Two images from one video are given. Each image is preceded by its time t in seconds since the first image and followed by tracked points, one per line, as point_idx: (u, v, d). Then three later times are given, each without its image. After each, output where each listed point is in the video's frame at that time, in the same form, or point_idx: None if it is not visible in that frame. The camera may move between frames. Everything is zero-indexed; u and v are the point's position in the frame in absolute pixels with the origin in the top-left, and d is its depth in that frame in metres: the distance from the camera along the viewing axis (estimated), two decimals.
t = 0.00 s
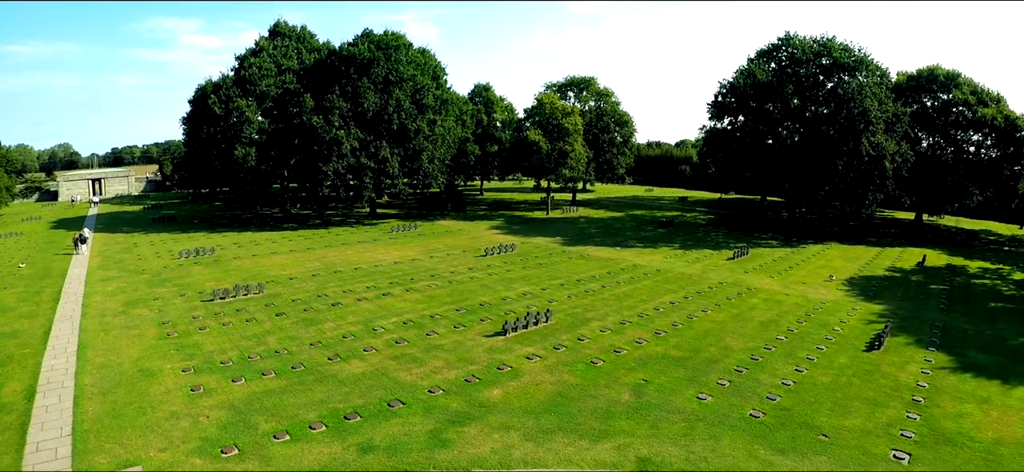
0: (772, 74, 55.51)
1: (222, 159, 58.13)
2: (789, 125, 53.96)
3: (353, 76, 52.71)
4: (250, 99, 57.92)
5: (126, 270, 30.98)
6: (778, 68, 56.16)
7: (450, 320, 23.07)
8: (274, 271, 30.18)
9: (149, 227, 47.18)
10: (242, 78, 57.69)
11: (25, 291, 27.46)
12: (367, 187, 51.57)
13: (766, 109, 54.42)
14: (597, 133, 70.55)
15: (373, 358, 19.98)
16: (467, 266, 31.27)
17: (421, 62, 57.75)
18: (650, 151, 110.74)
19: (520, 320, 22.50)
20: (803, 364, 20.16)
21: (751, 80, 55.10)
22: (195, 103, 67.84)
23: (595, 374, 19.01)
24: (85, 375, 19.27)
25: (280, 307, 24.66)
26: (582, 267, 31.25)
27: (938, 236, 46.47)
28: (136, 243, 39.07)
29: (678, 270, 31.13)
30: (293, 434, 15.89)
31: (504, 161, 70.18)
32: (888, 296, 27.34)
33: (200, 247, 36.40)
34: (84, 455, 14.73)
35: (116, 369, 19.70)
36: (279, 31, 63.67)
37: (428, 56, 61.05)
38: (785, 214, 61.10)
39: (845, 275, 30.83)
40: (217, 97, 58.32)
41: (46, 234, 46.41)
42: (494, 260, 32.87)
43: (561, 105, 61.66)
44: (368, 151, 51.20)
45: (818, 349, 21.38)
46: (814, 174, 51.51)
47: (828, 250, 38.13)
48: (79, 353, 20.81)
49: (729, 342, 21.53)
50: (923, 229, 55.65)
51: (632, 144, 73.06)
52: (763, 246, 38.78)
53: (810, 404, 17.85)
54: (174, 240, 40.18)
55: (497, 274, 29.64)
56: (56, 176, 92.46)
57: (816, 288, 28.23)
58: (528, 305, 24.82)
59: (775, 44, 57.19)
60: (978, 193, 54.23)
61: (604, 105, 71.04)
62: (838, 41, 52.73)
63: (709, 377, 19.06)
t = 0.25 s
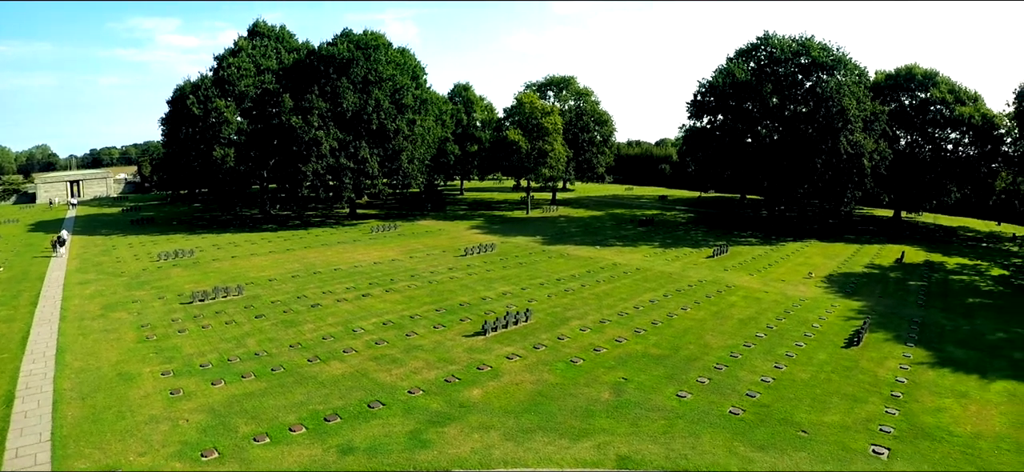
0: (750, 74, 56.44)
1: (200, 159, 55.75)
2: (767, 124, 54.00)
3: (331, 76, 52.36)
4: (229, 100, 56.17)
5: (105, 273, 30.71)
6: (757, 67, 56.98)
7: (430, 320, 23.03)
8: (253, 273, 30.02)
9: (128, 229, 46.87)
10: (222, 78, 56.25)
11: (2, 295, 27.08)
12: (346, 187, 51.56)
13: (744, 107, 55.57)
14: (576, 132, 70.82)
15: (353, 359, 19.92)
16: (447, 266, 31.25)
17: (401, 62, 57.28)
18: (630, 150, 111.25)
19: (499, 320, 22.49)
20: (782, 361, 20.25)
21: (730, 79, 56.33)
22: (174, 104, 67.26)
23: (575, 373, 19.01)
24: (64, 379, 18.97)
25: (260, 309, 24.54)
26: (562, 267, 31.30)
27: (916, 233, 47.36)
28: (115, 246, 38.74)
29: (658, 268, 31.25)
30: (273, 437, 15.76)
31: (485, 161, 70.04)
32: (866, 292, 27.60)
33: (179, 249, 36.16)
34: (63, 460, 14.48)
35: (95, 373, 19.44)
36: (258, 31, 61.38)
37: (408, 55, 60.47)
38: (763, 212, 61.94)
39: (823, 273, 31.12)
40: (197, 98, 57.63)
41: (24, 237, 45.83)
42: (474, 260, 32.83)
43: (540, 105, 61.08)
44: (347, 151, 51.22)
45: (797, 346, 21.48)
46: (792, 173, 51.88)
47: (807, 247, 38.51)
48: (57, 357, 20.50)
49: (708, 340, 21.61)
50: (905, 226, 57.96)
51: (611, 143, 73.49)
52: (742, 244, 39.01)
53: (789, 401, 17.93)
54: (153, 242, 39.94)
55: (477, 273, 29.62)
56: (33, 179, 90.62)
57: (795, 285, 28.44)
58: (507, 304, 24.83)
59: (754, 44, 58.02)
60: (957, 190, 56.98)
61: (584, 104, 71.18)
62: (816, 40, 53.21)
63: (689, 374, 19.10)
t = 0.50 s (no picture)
0: (729, 73, 56.48)
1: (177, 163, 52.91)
2: (745, 122, 54.70)
3: (310, 76, 51.92)
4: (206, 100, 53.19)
5: (82, 277, 30.41)
6: (735, 66, 57.18)
7: (409, 321, 22.98)
8: (232, 275, 29.85)
9: (106, 232, 46.44)
10: (200, 79, 53.34)
11: None
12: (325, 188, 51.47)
13: (722, 106, 55.72)
14: (555, 131, 70.76)
15: (333, 361, 19.84)
16: (426, 267, 31.18)
17: (380, 62, 56.99)
18: (610, 149, 111.61)
19: (479, 320, 22.46)
20: (761, 358, 20.33)
21: (709, 78, 56.31)
22: (150, 106, 64.02)
23: (555, 372, 19.00)
24: (42, 385, 18.59)
25: (239, 311, 24.38)
26: (541, 266, 31.32)
27: (895, 229, 48.79)
28: (93, 249, 38.42)
29: (637, 267, 31.35)
30: (253, 440, 15.59)
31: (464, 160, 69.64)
32: (844, 289, 27.87)
33: (157, 252, 35.90)
34: (41, 467, 14.17)
35: (73, 378, 19.11)
36: (237, 31, 59.82)
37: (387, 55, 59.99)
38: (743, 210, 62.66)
39: (801, 269, 31.39)
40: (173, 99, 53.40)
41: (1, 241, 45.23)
42: (453, 260, 32.78)
43: (519, 104, 61.94)
44: (326, 152, 51.25)
45: (775, 342, 21.59)
46: (771, 170, 52.83)
47: (786, 245, 38.87)
48: (35, 362, 20.11)
49: (688, 338, 21.66)
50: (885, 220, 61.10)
51: (590, 143, 73.68)
52: (721, 242, 39.23)
53: (768, 397, 17.99)
54: (131, 245, 39.71)
55: (457, 274, 29.58)
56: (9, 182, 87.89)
57: (774, 282, 28.62)
58: (487, 304, 24.82)
59: (733, 43, 58.17)
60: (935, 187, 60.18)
61: (563, 103, 71.35)
62: (794, 39, 53.81)
63: (668, 372, 19.13)
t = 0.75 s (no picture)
0: (707, 71, 56.77)
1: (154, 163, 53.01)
2: (723, 121, 55.08)
3: (287, 76, 50.76)
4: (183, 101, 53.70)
5: (58, 281, 30.09)
6: (713, 65, 57.30)
7: (387, 321, 22.90)
8: (209, 278, 29.66)
9: (82, 235, 46.07)
10: (176, 79, 53.91)
11: None
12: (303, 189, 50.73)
13: (701, 105, 55.86)
14: (534, 131, 70.84)
15: (311, 363, 19.73)
16: (404, 267, 31.10)
17: (358, 61, 56.08)
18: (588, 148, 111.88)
19: (457, 320, 22.43)
20: (739, 354, 20.38)
21: (686, 77, 56.65)
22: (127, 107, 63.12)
23: (533, 371, 18.99)
24: (19, 390, 18.12)
25: (217, 314, 24.20)
26: (519, 265, 31.33)
27: (873, 226, 49.66)
28: (69, 253, 38.12)
29: (616, 265, 31.44)
30: (232, 443, 15.39)
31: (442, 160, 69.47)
32: (821, 285, 28.13)
33: (133, 255, 35.64)
34: None
35: (50, 383, 18.71)
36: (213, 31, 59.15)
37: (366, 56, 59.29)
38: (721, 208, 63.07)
39: (779, 267, 31.66)
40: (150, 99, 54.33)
41: None
42: (431, 260, 32.71)
43: (497, 104, 61.80)
44: (303, 153, 50.58)
45: (753, 338, 21.65)
46: (749, 168, 53.43)
47: (763, 242, 39.29)
48: (12, 367, 19.63)
49: (666, 335, 21.69)
50: (862, 217, 61.82)
51: (569, 142, 73.56)
52: (699, 240, 39.53)
53: (745, 393, 18.04)
54: (108, 247, 39.48)
55: (435, 274, 29.52)
56: None
57: (752, 279, 28.81)
58: (465, 304, 24.80)
59: (711, 42, 58.85)
60: (912, 184, 60.95)
61: (541, 103, 71.42)
62: (771, 39, 54.35)
63: (647, 370, 19.14)
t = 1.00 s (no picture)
0: (683, 71, 57.24)
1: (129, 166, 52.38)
2: (698, 120, 55.67)
3: (263, 77, 50.30)
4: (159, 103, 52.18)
5: (31, 287, 29.75)
6: (689, 65, 57.66)
7: (364, 323, 22.82)
8: (185, 282, 29.42)
9: (56, 239, 45.67)
10: (151, 80, 52.30)
11: None
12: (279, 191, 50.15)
13: (677, 104, 56.56)
14: (510, 130, 70.58)
15: (288, 366, 19.63)
16: (381, 269, 30.99)
17: (335, 62, 55.62)
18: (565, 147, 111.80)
19: (434, 321, 22.39)
20: (715, 351, 20.45)
21: (662, 77, 57.14)
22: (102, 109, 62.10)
23: (510, 372, 18.98)
24: None
25: (193, 319, 24.00)
26: (496, 265, 31.33)
27: (846, 223, 49.89)
28: (43, 258, 37.78)
29: (592, 264, 31.52)
30: (210, 448, 15.19)
31: (419, 160, 68.96)
32: (797, 282, 28.41)
33: (108, 259, 35.36)
34: None
35: (24, 391, 18.35)
36: (189, 31, 57.86)
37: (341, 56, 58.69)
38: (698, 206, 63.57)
39: (754, 264, 31.94)
40: (125, 100, 53.26)
41: None
42: (407, 262, 32.64)
43: (474, 104, 61.67)
44: (279, 154, 50.03)
45: (730, 336, 21.73)
46: (724, 166, 54.18)
47: (740, 239, 39.72)
48: None
49: (643, 334, 21.72)
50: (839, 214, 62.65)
51: (545, 142, 73.56)
52: (676, 238, 39.84)
53: (722, 390, 18.11)
54: (82, 252, 39.21)
55: (411, 275, 29.44)
56: None
57: (728, 277, 29.02)
58: (442, 305, 24.78)
59: (687, 42, 59.17)
60: (887, 182, 61.41)
61: (518, 103, 71.17)
62: (746, 39, 54.55)
63: (624, 368, 19.17)
